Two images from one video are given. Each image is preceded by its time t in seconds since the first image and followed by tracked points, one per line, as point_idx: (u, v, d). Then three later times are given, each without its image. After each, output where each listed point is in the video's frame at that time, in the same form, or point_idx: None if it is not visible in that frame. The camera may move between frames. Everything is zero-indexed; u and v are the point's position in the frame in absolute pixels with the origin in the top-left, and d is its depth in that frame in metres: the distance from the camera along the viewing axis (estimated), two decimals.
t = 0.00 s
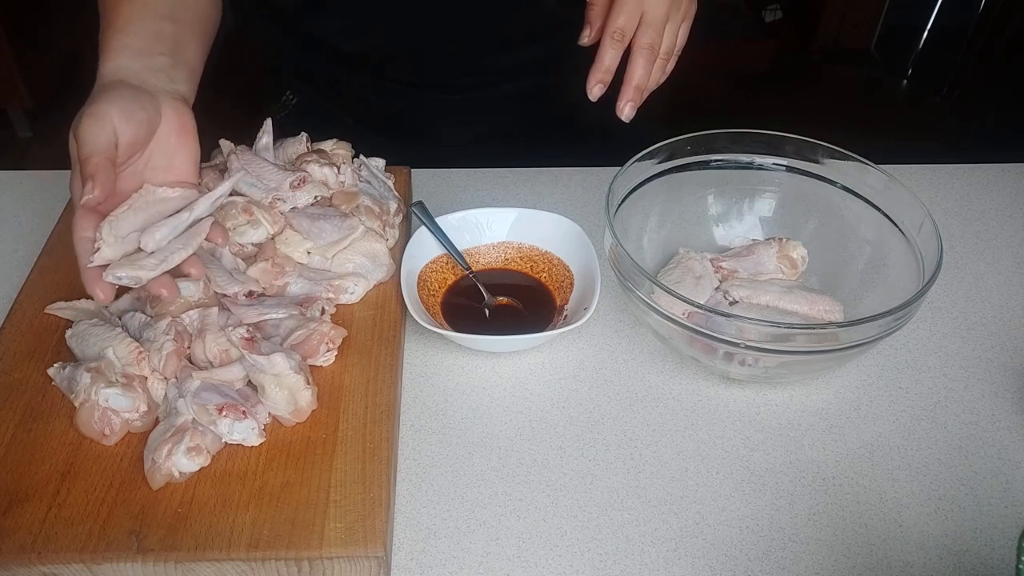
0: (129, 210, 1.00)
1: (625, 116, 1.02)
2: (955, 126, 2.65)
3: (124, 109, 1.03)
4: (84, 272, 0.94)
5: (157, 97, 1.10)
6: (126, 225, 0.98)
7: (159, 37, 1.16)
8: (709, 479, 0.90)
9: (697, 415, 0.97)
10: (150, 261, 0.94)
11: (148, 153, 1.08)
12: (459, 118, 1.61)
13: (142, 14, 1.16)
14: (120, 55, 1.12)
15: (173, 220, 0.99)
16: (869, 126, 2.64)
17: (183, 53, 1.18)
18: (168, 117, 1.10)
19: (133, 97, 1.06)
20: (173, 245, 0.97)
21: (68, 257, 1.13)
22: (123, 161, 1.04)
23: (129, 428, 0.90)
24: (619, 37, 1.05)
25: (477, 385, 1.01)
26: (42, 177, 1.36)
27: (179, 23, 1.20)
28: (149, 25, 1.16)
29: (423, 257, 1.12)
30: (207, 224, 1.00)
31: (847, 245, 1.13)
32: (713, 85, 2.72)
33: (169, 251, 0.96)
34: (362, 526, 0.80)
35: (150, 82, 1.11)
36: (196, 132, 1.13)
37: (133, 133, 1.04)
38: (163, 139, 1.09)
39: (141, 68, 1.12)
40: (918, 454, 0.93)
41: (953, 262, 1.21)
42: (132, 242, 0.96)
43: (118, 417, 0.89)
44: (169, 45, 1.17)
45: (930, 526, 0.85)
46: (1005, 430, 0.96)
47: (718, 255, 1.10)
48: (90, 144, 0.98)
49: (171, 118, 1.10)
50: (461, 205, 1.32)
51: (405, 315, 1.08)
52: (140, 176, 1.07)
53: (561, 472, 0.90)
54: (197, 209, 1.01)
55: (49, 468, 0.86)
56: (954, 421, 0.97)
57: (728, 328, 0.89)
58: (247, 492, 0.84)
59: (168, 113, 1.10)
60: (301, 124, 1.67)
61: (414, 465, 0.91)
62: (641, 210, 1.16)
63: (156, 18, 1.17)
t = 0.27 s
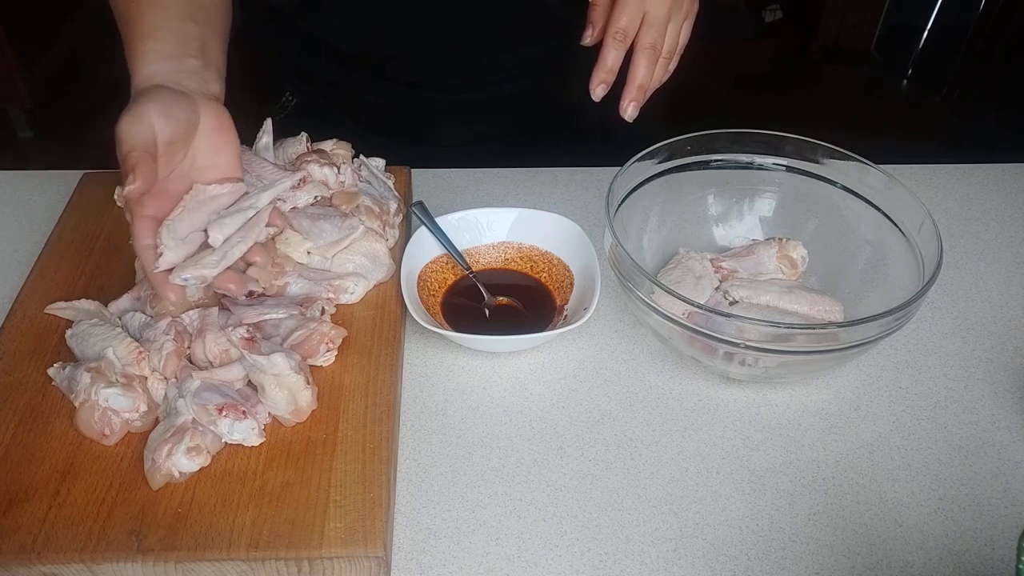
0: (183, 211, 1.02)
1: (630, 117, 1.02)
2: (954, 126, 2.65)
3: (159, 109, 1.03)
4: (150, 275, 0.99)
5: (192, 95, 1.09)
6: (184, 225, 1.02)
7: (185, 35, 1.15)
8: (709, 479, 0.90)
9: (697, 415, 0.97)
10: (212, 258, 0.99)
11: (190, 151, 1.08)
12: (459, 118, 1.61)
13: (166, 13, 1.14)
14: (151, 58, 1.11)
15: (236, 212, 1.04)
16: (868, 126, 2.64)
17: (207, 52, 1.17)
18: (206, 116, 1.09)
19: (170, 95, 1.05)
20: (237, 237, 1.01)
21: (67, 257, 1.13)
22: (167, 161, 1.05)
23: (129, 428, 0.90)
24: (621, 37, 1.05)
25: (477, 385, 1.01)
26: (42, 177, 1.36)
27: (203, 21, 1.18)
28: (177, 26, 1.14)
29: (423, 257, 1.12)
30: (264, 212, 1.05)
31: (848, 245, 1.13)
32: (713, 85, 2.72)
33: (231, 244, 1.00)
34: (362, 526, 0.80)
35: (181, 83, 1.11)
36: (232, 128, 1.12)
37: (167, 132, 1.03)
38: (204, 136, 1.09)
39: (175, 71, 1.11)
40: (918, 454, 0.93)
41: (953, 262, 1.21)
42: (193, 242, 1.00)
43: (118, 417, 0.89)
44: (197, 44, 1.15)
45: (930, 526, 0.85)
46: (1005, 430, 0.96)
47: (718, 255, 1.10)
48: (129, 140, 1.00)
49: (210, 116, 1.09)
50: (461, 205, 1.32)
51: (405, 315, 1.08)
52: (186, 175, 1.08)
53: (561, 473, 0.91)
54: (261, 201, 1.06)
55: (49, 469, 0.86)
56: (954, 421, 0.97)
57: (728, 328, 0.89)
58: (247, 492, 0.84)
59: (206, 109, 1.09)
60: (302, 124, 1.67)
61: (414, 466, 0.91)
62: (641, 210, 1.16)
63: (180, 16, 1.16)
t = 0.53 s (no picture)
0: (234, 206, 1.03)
1: (626, 113, 1.03)
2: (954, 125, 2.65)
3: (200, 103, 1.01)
4: (209, 269, 0.99)
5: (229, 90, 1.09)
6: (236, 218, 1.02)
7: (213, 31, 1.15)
8: (709, 479, 0.90)
9: (696, 415, 0.97)
10: (271, 249, 0.99)
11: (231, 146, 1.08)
12: (459, 118, 1.61)
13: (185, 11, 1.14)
14: (177, 57, 1.11)
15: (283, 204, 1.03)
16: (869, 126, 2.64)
17: (232, 49, 1.16)
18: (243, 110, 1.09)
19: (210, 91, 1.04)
20: (288, 229, 1.01)
21: (67, 256, 1.13)
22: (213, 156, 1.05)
23: (129, 428, 0.90)
24: (617, 34, 1.05)
25: (477, 385, 1.01)
26: (41, 177, 1.36)
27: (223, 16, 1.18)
28: (199, 23, 1.14)
29: (423, 257, 1.12)
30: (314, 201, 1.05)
31: (848, 245, 1.13)
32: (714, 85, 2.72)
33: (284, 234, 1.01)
34: (362, 526, 0.80)
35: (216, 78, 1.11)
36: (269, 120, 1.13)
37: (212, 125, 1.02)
38: (244, 131, 1.09)
39: (204, 67, 1.11)
40: (918, 454, 0.93)
41: (953, 262, 1.21)
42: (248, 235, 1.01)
43: (118, 417, 0.89)
44: (221, 40, 1.15)
45: (930, 526, 0.85)
46: (1005, 430, 0.96)
47: (718, 255, 1.10)
48: (174, 133, 0.96)
49: (247, 110, 1.09)
50: (461, 205, 1.32)
51: (405, 315, 1.08)
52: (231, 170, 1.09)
53: (561, 473, 0.90)
54: (305, 191, 1.05)
55: (49, 469, 0.86)
56: (954, 421, 0.97)
57: (728, 328, 0.89)
58: (247, 492, 0.84)
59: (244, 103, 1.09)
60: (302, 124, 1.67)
61: (414, 465, 0.91)
62: (640, 210, 1.16)
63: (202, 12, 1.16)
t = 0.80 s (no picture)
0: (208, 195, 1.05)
1: (625, 113, 1.03)
2: (954, 125, 2.65)
3: (179, 90, 1.01)
4: (177, 257, 0.99)
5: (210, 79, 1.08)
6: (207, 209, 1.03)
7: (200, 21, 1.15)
8: (709, 479, 0.90)
9: (696, 415, 0.97)
10: (241, 240, 1.00)
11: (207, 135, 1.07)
12: (459, 118, 1.61)
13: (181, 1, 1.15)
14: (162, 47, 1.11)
15: (260, 197, 1.06)
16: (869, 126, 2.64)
17: (220, 41, 1.17)
18: (225, 101, 1.08)
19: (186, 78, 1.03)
20: (262, 221, 1.03)
21: (67, 257, 1.13)
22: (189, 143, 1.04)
23: (129, 428, 0.90)
24: (616, 33, 1.06)
25: (477, 385, 1.01)
26: (41, 177, 1.36)
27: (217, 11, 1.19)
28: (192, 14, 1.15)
29: (423, 257, 1.12)
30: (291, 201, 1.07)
31: (848, 245, 1.13)
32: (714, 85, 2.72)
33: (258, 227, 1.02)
34: (362, 526, 0.80)
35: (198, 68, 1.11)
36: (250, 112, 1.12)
37: (189, 113, 1.02)
38: (222, 121, 1.09)
39: (189, 58, 1.11)
40: (918, 454, 0.93)
41: (953, 261, 1.21)
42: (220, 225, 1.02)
43: (118, 417, 0.89)
44: (211, 32, 1.16)
45: (930, 526, 0.85)
46: (1005, 430, 0.96)
47: (718, 255, 1.10)
48: (142, 113, 0.95)
49: (227, 100, 1.08)
50: (461, 205, 1.32)
51: (405, 315, 1.08)
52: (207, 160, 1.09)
53: (561, 473, 0.90)
54: (284, 186, 1.08)
55: (49, 469, 0.86)
56: (954, 421, 0.97)
57: (728, 328, 0.89)
58: (247, 492, 0.84)
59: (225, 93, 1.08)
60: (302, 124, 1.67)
61: (414, 465, 0.91)
62: (641, 210, 1.16)
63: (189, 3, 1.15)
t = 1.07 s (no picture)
0: (123, 208, 1.00)
1: (627, 118, 1.03)
2: (955, 125, 2.65)
3: (109, 98, 0.99)
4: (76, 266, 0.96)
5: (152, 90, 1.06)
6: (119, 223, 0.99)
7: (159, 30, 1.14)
8: (709, 479, 0.90)
9: (696, 415, 0.97)
10: (137, 255, 0.95)
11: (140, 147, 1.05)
12: (459, 118, 1.61)
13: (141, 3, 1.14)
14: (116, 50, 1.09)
15: (175, 219, 1.01)
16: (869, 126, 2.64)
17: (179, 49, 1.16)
18: (164, 112, 1.06)
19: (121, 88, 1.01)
20: (168, 241, 0.98)
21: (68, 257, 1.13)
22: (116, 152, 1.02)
23: (129, 428, 0.90)
24: (619, 38, 1.05)
25: (477, 385, 1.01)
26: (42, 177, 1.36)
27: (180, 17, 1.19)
28: (153, 17, 1.15)
29: (423, 257, 1.12)
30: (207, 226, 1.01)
31: (848, 246, 1.13)
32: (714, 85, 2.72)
33: (160, 245, 0.97)
34: (362, 526, 0.80)
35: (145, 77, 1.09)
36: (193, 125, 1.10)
37: (119, 123, 1.00)
38: (158, 133, 1.06)
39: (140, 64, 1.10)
40: (918, 454, 0.93)
41: (954, 261, 1.21)
42: (125, 240, 0.98)
43: (118, 417, 0.89)
44: (169, 40, 1.15)
45: (930, 526, 0.85)
46: (1005, 430, 0.96)
47: (718, 255, 1.10)
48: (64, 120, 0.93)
49: (167, 112, 1.06)
50: (461, 205, 1.32)
51: (405, 315, 1.08)
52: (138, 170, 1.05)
53: (561, 473, 0.90)
54: (202, 215, 1.03)
55: (49, 469, 0.86)
56: (954, 421, 0.97)
57: (728, 328, 0.89)
58: (246, 492, 0.84)
59: (166, 105, 1.06)
60: (302, 124, 1.67)
61: (414, 465, 0.91)
62: (641, 210, 1.16)
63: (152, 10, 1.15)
